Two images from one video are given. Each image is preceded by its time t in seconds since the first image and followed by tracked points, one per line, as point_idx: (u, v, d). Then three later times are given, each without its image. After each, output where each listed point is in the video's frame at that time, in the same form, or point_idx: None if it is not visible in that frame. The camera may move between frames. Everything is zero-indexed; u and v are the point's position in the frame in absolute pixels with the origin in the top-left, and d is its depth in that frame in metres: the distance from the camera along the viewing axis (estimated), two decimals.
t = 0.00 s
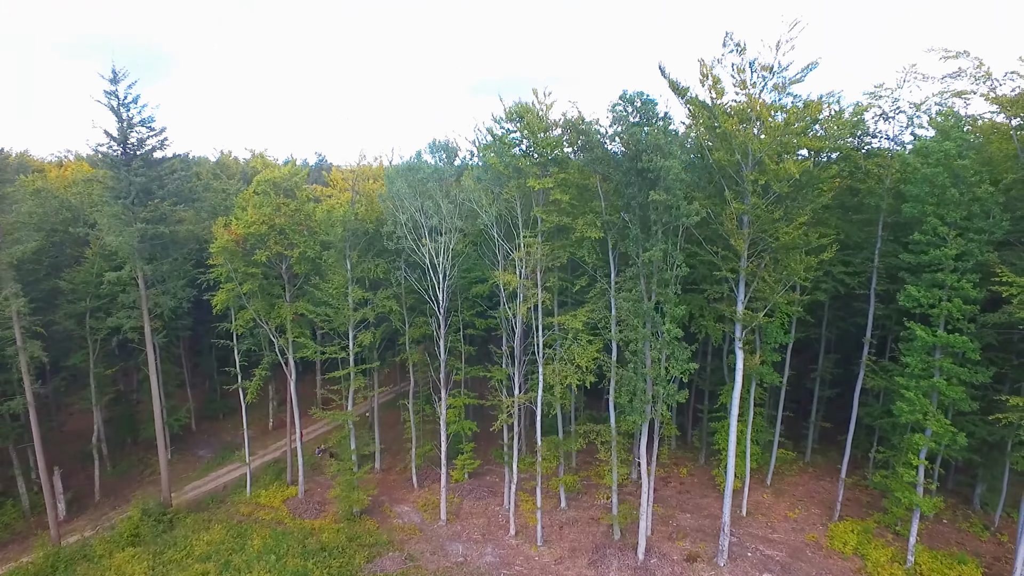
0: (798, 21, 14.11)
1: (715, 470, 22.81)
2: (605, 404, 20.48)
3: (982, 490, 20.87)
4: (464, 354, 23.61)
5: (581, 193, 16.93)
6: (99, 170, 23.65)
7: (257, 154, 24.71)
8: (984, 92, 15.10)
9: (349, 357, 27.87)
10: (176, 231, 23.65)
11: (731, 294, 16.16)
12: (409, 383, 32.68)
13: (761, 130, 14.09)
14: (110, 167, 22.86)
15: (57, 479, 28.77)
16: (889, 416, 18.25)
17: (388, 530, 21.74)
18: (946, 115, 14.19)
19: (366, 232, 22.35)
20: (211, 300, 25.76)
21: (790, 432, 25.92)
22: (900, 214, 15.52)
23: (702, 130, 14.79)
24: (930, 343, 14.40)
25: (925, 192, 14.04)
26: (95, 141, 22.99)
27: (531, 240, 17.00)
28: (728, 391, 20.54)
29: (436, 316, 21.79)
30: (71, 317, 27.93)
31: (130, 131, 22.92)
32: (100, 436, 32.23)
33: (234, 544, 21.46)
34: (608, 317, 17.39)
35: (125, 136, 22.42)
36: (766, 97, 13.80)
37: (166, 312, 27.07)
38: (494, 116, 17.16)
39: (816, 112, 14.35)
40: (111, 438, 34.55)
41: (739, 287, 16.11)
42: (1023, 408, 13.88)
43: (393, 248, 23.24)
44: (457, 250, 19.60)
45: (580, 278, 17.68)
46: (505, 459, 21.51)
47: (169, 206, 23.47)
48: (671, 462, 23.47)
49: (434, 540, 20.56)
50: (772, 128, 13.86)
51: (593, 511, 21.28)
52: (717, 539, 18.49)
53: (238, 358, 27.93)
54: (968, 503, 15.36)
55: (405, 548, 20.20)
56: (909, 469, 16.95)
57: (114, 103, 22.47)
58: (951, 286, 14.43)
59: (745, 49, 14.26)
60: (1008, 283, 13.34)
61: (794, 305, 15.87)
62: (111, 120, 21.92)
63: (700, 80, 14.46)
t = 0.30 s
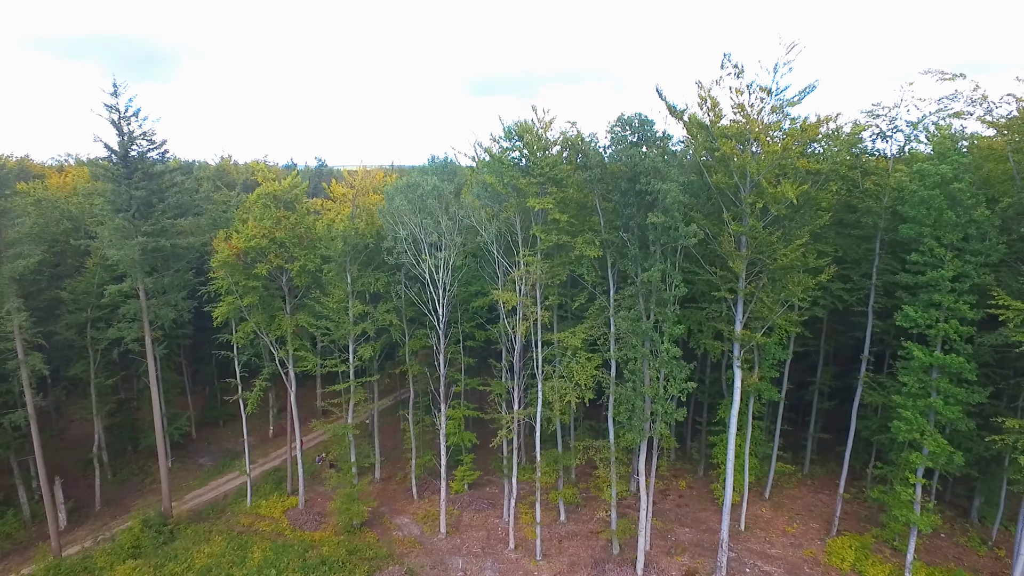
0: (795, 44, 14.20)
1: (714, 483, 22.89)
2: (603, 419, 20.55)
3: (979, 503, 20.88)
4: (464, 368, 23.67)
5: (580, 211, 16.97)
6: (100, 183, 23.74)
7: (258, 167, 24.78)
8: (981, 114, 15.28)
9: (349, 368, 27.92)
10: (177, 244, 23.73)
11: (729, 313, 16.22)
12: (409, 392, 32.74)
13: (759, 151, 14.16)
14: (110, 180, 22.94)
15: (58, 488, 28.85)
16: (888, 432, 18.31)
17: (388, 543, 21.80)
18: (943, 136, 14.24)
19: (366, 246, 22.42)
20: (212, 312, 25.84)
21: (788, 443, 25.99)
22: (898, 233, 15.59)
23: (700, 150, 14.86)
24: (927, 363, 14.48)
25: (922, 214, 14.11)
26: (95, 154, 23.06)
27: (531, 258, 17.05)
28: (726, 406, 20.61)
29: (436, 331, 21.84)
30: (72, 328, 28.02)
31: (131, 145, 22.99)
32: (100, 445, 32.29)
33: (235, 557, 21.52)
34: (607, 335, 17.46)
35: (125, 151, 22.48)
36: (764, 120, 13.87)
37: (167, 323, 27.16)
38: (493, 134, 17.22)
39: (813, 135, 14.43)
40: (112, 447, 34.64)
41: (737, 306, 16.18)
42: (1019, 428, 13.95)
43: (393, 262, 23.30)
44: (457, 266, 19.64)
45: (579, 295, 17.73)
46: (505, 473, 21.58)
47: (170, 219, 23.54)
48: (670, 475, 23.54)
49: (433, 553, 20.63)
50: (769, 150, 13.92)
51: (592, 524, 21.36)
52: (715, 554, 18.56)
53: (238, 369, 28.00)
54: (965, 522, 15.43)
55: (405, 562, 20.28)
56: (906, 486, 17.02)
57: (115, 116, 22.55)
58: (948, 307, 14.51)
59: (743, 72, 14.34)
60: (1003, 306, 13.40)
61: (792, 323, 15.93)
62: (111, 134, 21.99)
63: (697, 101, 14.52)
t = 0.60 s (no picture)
0: (793, 68, 14.37)
1: (713, 495, 23.00)
2: (603, 432, 20.67)
3: (977, 516, 20.95)
4: (464, 380, 23.75)
5: (580, 230, 17.06)
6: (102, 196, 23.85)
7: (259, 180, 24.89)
8: (977, 136, 15.55)
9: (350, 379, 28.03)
10: (178, 257, 23.89)
11: (728, 331, 16.31)
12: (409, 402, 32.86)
13: (757, 174, 14.27)
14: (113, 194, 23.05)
15: (60, 497, 28.98)
16: (886, 447, 18.39)
17: (388, 556, 21.91)
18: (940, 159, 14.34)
19: (367, 260, 22.55)
20: (213, 324, 25.98)
21: (788, 454, 26.11)
22: (895, 253, 15.69)
23: (699, 171, 14.96)
24: (925, 383, 14.57)
25: (920, 235, 14.23)
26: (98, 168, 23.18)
27: (530, 276, 17.17)
28: (725, 420, 20.70)
29: (436, 345, 21.93)
30: (74, 339, 28.15)
31: (134, 159, 23.09)
32: (102, 453, 32.41)
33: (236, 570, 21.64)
34: (607, 352, 17.56)
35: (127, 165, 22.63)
36: (761, 142, 13.98)
37: (168, 334, 27.29)
38: (493, 154, 17.31)
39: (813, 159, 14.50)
40: (113, 454, 34.76)
41: (735, 324, 16.23)
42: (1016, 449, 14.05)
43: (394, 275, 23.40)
44: (457, 281, 19.65)
45: (579, 312, 17.85)
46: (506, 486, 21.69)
47: (171, 232, 23.66)
48: (669, 486, 23.66)
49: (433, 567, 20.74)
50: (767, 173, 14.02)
51: (592, 537, 21.47)
52: (714, 569, 18.66)
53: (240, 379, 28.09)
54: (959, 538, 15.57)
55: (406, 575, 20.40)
56: (904, 502, 17.13)
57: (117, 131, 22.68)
58: (945, 327, 14.60)
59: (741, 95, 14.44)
60: (999, 328, 13.49)
61: (790, 342, 16.03)
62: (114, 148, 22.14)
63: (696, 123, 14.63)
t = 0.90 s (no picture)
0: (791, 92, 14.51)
1: (713, 507, 23.11)
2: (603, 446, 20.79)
3: (974, 529, 21.09)
4: (465, 393, 23.87)
5: (580, 249, 17.19)
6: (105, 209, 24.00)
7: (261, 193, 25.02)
8: (971, 156, 15.74)
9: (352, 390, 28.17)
10: (180, 270, 24.02)
11: (727, 350, 16.44)
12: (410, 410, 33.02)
13: (755, 196, 14.40)
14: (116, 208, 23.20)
15: (63, 506, 29.11)
16: (883, 462, 18.52)
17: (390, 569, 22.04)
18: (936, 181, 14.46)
19: (368, 274, 22.68)
20: (215, 335, 26.07)
21: (787, 465, 26.24)
22: (892, 272, 15.82)
23: (698, 193, 15.08)
24: (922, 403, 14.71)
25: (916, 257, 14.37)
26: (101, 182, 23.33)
27: (531, 294, 17.28)
28: (724, 434, 20.82)
29: (437, 359, 22.05)
30: (76, 349, 28.24)
31: (137, 173, 23.24)
32: (104, 462, 32.52)
33: None
34: (607, 368, 17.68)
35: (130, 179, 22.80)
36: (759, 165, 14.11)
37: (170, 345, 27.40)
38: (494, 173, 17.45)
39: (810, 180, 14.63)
40: (115, 462, 34.86)
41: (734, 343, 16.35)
42: (1012, 468, 14.19)
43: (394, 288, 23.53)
44: (457, 297, 19.75)
45: (578, 328, 17.98)
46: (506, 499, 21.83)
47: (173, 245, 23.79)
48: (669, 498, 23.76)
49: None
50: (766, 195, 14.14)
51: (591, 550, 21.59)
52: None
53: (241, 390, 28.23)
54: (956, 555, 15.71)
55: None
56: (901, 518, 17.26)
57: (120, 145, 22.83)
58: (942, 347, 14.72)
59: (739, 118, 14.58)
60: (995, 350, 13.61)
61: (788, 361, 16.17)
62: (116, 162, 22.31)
63: (694, 145, 14.77)
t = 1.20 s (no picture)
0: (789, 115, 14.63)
1: (712, 519, 23.20)
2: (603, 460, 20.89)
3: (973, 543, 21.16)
4: (466, 405, 24.00)
5: (580, 267, 17.30)
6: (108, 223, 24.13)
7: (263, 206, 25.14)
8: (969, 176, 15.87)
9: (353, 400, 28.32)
10: (183, 283, 24.14)
11: (727, 368, 16.56)
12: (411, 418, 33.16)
13: (753, 219, 14.52)
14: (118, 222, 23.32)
15: (66, 515, 29.22)
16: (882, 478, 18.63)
17: None
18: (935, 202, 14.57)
19: (370, 288, 22.81)
20: (217, 347, 26.18)
21: (786, 476, 26.33)
22: (890, 292, 15.94)
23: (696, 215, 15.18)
24: (920, 423, 14.83)
25: (914, 278, 14.48)
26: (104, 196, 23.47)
27: (531, 312, 17.41)
28: (724, 448, 20.93)
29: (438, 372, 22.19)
30: (79, 359, 28.36)
31: (140, 187, 23.38)
32: (107, 470, 32.63)
33: None
34: (607, 385, 17.80)
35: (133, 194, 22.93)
36: (757, 188, 14.24)
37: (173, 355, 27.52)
38: (494, 191, 17.56)
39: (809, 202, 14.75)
40: (117, 470, 34.98)
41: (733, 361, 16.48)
42: (1009, 488, 14.30)
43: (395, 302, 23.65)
44: (458, 313, 19.87)
45: (579, 345, 18.11)
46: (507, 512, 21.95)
47: (176, 259, 23.90)
48: (668, 509, 23.85)
49: None
50: (764, 217, 14.28)
51: (592, 562, 21.70)
52: None
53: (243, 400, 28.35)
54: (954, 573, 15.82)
55: None
56: (899, 534, 17.36)
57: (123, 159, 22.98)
58: (939, 368, 14.83)
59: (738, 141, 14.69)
60: (992, 372, 13.72)
61: (787, 379, 16.28)
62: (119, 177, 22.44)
63: (692, 166, 14.90)
